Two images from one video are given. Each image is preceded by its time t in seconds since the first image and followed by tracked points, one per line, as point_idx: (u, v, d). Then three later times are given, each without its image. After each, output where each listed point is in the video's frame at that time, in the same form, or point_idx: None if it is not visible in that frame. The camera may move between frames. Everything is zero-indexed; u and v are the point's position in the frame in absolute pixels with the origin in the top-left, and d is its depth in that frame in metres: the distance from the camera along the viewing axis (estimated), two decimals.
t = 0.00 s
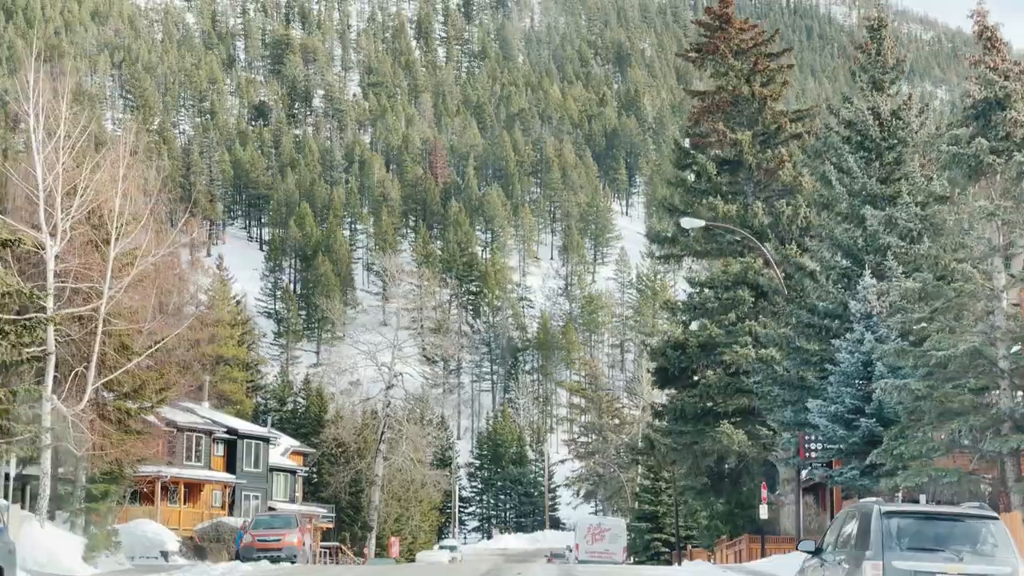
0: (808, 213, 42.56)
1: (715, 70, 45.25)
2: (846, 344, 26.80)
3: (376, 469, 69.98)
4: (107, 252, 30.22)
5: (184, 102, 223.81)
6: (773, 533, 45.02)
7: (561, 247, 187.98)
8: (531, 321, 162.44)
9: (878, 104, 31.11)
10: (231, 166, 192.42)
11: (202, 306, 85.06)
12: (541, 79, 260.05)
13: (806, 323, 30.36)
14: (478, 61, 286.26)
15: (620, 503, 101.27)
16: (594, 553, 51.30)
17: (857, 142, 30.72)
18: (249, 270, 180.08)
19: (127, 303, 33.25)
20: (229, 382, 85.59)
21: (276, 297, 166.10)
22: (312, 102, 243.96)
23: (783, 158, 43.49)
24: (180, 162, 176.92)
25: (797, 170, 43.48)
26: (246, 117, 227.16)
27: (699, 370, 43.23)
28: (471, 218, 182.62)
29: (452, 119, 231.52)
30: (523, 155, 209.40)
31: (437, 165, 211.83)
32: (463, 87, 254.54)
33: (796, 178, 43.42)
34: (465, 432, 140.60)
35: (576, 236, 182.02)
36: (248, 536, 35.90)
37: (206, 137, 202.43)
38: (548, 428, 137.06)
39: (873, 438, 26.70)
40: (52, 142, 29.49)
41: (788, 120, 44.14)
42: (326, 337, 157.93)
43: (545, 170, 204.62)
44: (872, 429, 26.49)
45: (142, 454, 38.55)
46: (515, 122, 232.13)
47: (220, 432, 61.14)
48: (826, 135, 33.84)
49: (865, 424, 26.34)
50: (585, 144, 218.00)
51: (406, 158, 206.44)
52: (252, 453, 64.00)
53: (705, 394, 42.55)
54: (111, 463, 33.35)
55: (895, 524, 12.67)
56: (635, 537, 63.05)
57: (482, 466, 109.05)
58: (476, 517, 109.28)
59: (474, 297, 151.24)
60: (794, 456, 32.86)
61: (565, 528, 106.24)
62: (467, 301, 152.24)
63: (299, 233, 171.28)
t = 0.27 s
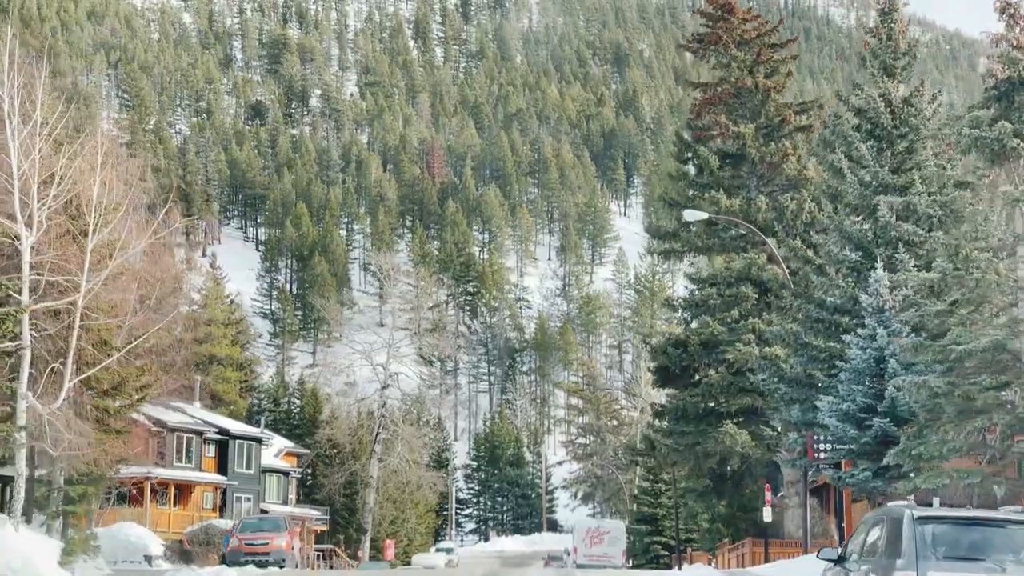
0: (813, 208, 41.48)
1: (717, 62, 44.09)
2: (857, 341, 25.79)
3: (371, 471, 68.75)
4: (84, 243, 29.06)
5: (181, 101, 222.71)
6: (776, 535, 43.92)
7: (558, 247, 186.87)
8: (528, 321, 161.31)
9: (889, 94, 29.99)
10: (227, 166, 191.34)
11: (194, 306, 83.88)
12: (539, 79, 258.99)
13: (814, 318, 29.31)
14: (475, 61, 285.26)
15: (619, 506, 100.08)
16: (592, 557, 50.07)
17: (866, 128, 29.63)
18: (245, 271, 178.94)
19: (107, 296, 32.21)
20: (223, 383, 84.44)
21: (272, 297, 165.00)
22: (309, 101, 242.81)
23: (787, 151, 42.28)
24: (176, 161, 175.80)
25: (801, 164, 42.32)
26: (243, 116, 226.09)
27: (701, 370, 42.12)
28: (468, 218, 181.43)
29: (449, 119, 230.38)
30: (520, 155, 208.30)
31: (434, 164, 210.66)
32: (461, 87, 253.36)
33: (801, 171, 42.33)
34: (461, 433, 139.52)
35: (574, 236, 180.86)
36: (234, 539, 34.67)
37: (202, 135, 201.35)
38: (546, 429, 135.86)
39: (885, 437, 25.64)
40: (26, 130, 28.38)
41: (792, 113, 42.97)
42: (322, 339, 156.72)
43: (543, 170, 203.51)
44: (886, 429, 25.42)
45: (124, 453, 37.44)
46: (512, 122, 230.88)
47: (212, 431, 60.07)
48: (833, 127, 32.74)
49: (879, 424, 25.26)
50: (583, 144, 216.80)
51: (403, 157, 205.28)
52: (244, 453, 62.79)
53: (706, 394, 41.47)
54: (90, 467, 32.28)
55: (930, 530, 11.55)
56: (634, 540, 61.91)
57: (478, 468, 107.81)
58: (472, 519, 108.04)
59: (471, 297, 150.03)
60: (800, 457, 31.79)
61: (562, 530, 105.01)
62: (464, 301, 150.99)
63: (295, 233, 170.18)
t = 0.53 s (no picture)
0: (819, 204, 40.33)
1: (720, 55, 43.03)
2: (870, 336, 24.64)
3: (365, 474, 67.59)
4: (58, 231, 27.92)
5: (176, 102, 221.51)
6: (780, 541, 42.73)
7: (556, 249, 185.68)
8: (525, 324, 160.12)
9: (901, 80, 28.82)
10: (222, 167, 190.17)
11: (185, 307, 82.67)
12: (536, 80, 257.87)
13: (823, 314, 28.16)
14: (472, 63, 284.09)
15: (617, 510, 98.94)
16: (590, 561, 48.89)
17: (878, 117, 28.47)
18: (240, 273, 177.80)
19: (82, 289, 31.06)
20: (214, 385, 83.18)
21: (267, 299, 163.86)
22: (305, 102, 241.64)
23: (792, 145, 41.13)
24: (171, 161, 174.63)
25: (806, 158, 41.16)
26: (238, 117, 224.84)
27: (703, 371, 40.96)
28: (465, 220, 180.22)
29: (446, 120, 229.26)
30: (518, 157, 207.16)
31: (431, 165, 209.45)
32: (458, 88, 252.23)
33: (806, 166, 41.18)
34: (458, 436, 138.36)
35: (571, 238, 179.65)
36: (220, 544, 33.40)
37: (197, 136, 200.13)
38: (543, 432, 134.68)
39: (900, 438, 24.43)
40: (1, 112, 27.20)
41: (797, 106, 41.82)
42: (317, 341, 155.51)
43: (540, 172, 202.36)
44: (900, 429, 24.19)
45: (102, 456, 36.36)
46: (509, 123, 229.63)
47: (202, 433, 58.90)
48: (842, 117, 31.57)
49: (892, 423, 24.05)
50: (581, 146, 215.62)
51: (400, 158, 204.09)
52: (236, 455, 61.60)
53: (709, 395, 40.29)
54: (63, 468, 31.13)
55: (971, 538, 10.38)
56: (633, 545, 60.72)
57: (475, 471, 106.64)
58: (469, 523, 106.87)
59: (469, 299, 148.85)
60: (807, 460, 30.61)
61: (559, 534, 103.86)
62: (461, 304, 149.73)
63: (291, 234, 168.95)
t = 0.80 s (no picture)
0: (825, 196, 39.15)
1: (723, 44, 41.81)
2: (885, 328, 23.42)
3: (360, 474, 66.45)
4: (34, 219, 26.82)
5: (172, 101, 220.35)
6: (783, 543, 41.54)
7: (554, 248, 184.48)
8: (523, 323, 158.98)
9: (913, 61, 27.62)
10: (218, 165, 189.01)
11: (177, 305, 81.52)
12: (534, 79, 256.77)
13: (833, 307, 26.98)
14: (470, 61, 282.87)
15: (615, 510, 97.81)
16: (588, 563, 47.67)
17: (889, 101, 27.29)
18: (235, 272, 176.68)
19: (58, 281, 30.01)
20: (206, 383, 81.71)
21: (262, 298, 162.72)
22: (301, 100, 240.48)
23: (797, 136, 39.96)
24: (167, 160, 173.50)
25: (812, 149, 40.00)
26: (235, 115, 223.61)
27: (706, 367, 39.80)
28: (463, 218, 179.07)
29: (444, 119, 228.12)
30: (515, 156, 206.02)
31: (429, 164, 208.25)
32: (456, 87, 251.11)
33: (811, 158, 40.06)
34: (455, 436, 137.26)
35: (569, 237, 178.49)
36: (207, 546, 32.11)
37: (193, 134, 198.95)
38: (541, 433, 133.52)
39: (915, 436, 23.17)
40: None
41: (802, 95, 40.65)
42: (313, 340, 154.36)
43: (538, 171, 201.17)
44: (915, 427, 22.93)
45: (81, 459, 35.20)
46: (507, 122, 228.47)
47: (192, 432, 57.76)
48: (851, 103, 30.35)
49: (908, 421, 22.81)
50: (579, 144, 214.42)
51: (397, 157, 202.92)
52: (226, 455, 60.40)
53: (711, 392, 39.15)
54: (36, 467, 30.08)
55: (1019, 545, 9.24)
56: (631, 547, 59.40)
57: (472, 472, 105.52)
58: (465, 523, 105.76)
59: (466, 299, 147.68)
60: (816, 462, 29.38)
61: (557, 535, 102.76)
62: (458, 304, 148.52)
63: (286, 233, 167.84)
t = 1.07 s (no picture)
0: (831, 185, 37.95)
1: (725, 29, 40.47)
2: (900, 317, 22.21)
3: (354, 474, 65.23)
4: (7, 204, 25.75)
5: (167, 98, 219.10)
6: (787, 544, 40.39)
7: (551, 246, 183.25)
8: (520, 321, 157.75)
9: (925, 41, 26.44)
10: (213, 162, 187.84)
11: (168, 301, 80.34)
12: (531, 77, 255.62)
13: (844, 298, 25.79)
14: (466, 59, 281.65)
15: (614, 510, 96.57)
16: (587, 564, 46.37)
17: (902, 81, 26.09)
18: (230, 269, 175.45)
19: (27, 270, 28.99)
20: (199, 381, 80.55)
21: (258, 296, 161.57)
22: (297, 98, 239.29)
23: (802, 123, 38.76)
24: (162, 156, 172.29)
25: (817, 137, 38.80)
26: (230, 112, 222.34)
27: (708, 363, 38.64)
28: (459, 215, 177.81)
29: (440, 116, 226.96)
30: (512, 153, 204.87)
31: (425, 161, 207.02)
32: (453, 83, 249.93)
33: (816, 146, 38.84)
34: (452, 435, 136.07)
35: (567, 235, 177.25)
36: (191, 547, 30.85)
37: (187, 131, 197.70)
38: (538, 432, 132.30)
39: (934, 431, 21.95)
40: None
41: (808, 82, 39.43)
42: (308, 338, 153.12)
43: (535, 168, 199.98)
44: (934, 421, 21.73)
45: (50, 449, 34.22)
46: (504, 119, 227.37)
47: (182, 431, 56.64)
48: (861, 85, 29.15)
49: (926, 414, 21.61)
50: (576, 141, 213.16)
51: (393, 154, 201.69)
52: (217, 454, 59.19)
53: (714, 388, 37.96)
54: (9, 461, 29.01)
55: None
56: (630, 546, 58.18)
57: (469, 470, 104.30)
58: (462, 523, 104.55)
59: (463, 296, 146.45)
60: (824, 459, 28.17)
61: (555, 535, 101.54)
62: (455, 301, 147.35)
63: (282, 230, 166.63)
